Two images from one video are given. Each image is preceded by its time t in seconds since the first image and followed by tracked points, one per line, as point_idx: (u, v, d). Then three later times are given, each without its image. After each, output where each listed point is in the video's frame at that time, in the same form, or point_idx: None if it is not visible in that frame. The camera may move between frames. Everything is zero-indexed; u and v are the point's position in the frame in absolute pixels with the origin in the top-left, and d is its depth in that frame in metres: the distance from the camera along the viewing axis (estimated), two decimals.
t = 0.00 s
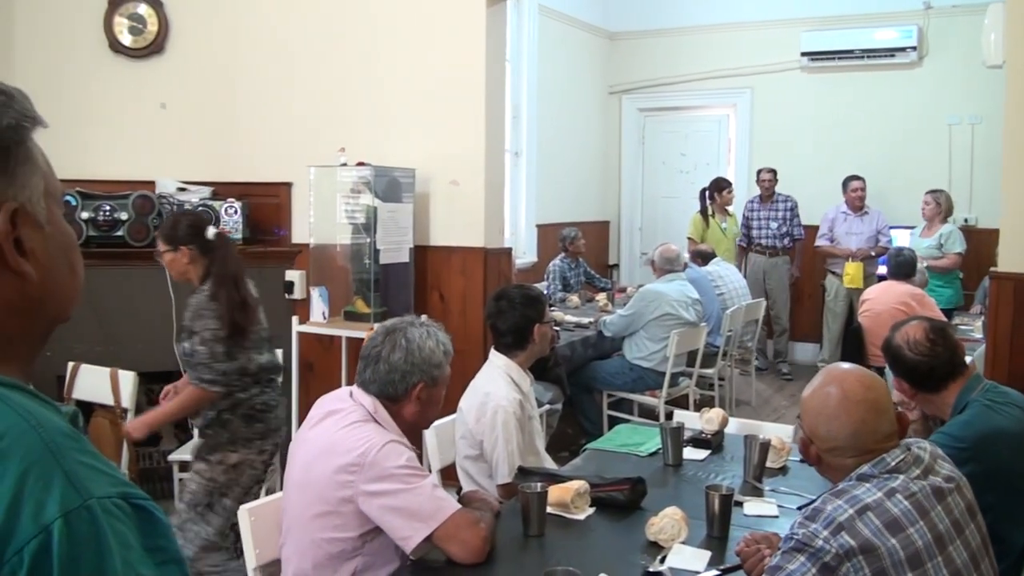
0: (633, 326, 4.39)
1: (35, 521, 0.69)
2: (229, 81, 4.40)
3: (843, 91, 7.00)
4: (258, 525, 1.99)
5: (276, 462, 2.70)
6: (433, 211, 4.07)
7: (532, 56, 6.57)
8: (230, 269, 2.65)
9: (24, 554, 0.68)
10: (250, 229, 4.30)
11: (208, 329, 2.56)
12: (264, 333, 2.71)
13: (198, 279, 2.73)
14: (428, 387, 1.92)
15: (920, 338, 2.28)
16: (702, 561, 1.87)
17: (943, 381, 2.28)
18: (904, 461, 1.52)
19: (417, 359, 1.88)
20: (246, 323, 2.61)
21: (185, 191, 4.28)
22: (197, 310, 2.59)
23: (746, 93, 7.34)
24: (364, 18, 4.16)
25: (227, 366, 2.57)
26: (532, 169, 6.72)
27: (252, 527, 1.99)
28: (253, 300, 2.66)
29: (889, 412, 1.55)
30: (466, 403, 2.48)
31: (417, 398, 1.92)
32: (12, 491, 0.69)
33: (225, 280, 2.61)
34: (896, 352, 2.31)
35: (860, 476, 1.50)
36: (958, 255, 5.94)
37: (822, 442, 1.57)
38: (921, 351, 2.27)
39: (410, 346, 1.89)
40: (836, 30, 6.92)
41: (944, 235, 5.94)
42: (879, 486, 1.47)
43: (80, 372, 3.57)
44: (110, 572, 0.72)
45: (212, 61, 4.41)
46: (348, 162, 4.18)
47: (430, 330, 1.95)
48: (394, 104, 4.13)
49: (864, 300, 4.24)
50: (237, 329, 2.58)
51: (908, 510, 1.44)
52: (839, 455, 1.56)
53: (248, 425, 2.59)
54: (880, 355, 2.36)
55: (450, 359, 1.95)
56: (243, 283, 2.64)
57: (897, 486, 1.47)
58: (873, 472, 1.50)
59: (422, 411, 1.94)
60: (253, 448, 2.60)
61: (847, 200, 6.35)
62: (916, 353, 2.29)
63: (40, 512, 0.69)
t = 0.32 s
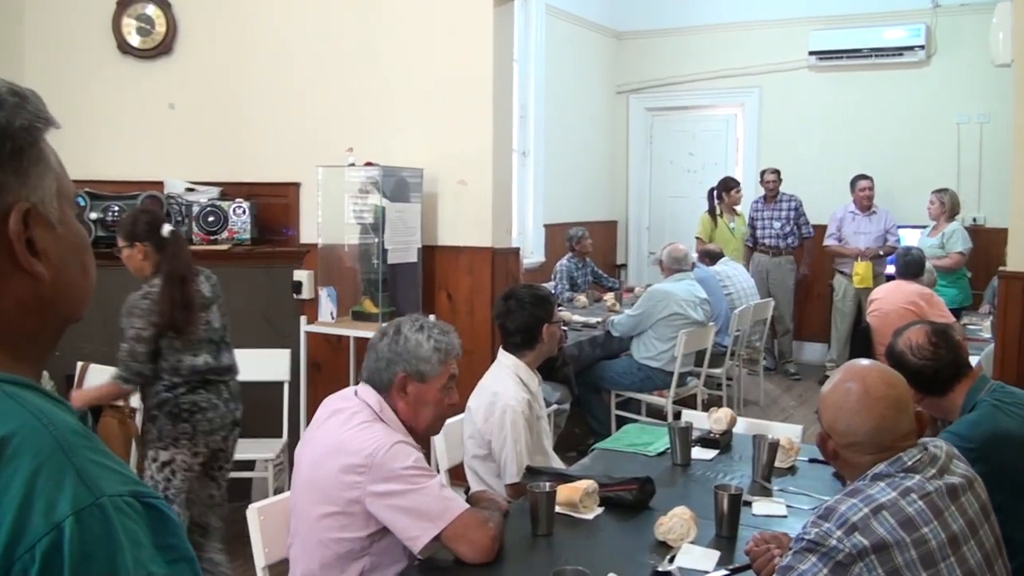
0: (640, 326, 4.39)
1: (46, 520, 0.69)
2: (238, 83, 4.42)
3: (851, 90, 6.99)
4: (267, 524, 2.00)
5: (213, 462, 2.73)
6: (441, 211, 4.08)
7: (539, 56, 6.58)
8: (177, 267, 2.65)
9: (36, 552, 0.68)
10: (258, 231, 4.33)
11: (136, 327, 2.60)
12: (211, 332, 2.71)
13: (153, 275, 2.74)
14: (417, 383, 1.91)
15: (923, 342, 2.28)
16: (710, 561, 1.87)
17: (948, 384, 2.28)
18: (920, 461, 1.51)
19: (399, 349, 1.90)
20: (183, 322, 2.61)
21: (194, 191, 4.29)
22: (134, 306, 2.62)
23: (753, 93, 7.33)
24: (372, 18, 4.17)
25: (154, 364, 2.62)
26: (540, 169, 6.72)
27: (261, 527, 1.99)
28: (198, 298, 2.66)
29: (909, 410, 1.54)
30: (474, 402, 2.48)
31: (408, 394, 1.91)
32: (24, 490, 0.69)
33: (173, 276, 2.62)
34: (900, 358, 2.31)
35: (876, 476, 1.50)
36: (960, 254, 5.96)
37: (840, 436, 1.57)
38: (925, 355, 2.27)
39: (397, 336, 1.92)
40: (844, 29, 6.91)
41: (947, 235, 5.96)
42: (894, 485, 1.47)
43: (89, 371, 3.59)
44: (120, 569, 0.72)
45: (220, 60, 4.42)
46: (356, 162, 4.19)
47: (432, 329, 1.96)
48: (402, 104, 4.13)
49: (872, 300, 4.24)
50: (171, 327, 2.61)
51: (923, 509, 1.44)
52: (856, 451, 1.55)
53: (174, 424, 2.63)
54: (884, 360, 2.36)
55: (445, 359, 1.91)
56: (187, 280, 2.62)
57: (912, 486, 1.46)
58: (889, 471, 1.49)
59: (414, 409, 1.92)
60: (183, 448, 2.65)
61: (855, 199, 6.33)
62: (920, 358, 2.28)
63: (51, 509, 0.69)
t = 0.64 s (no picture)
0: (647, 326, 4.39)
1: (55, 517, 0.69)
2: (243, 83, 4.43)
3: (856, 89, 6.97)
4: (274, 523, 2.00)
5: (185, 450, 3.10)
6: (447, 211, 4.09)
7: (544, 55, 6.57)
8: (149, 268, 2.88)
9: (45, 549, 0.68)
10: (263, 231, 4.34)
11: (106, 325, 2.93)
12: (178, 330, 3.02)
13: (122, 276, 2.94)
14: (406, 381, 1.92)
15: (930, 341, 2.28)
16: (716, 561, 1.87)
17: (955, 383, 2.27)
18: (928, 461, 1.51)
19: (390, 346, 1.94)
20: (151, 321, 2.92)
21: (200, 191, 4.30)
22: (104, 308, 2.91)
23: (759, 92, 7.32)
24: (378, 18, 4.18)
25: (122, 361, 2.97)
26: (544, 168, 6.71)
27: (268, 527, 2.00)
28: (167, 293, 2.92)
29: (918, 409, 1.54)
30: (481, 402, 2.48)
31: (402, 391, 1.93)
32: (34, 487, 0.69)
33: (144, 275, 2.87)
34: (908, 357, 2.31)
35: (882, 475, 1.50)
36: (963, 252, 5.96)
37: (847, 435, 1.56)
38: (932, 354, 2.27)
39: (389, 335, 1.96)
40: (849, 28, 6.90)
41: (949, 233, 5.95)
42: (901, 485, 1.46)
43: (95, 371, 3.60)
44: (128, 566, 0.72)
45: (226, 61, 4.43)
46: (362, 162, 4.20)
47: (429, 328, 1.96)
48: (408, 104, 4.14)
49: (879, 300, 4.23)
50: (141, 326, 2.93)
51: (929, 509, 1.43)
52: (863, 450, 1.55)
53: (144, 418, 2.99)
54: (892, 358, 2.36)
55: (434, 360, 1.90)
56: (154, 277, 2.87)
57: (919, 485, 1.46)
58: (896, 470, 1.50)
59: (405, 407, 1.93)
60: (153, 441, 3.01)
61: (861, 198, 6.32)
62: (927, 357, 2.28)
63: (60, 506, 0.70)
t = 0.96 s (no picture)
0: (650, 325, 4.39)
1: (57, 516, 0.69)
2: (246, 83, 4.43)
3: (860, 89, 6.96)
4: (276, 523, 2.00)
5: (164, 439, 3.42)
6: (449, 211, 4.09)
7: (547, 55, 6.57)
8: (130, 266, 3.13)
9: (48, 548, 0.69)
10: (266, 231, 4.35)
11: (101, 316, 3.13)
12: (159, 324, 3.32)
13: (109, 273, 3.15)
14: (401, 379, 1.93)
15: (929, 342, 2.28)
16: (719, 561, 1.87)
17: (955, 385, 2.27)
18: (927, 462, 1.51)
19: (388, 344, 1.95)
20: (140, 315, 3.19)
21: (203, 191, 4.31)
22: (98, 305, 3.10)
23: (762, 92, 7.32)
24: (380, 18, 4.18)
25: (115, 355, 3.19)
26: (547, 168, 6.71)
27: (270, 526, 2.00)
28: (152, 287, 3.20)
29: (915, 410, 1.54)
30: (484, 402, 2.48)
31: (397, 389, 1.93)
32: (36, 487, 0.70)
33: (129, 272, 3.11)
34: (907, 359, 2.30)
35: (882, 476, 1.50)
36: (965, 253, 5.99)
37: (845, 438, 1.57)
38: (932, 355, 2.26)
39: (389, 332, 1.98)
40: (853, 28, 6.89)
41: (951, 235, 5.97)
42: (901, 485, 1.46)
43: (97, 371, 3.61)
44: (131, 566, 0.72)
45: (229, 61, 4.43)
46: (365, 162, 4.20)
47: (426, 326, 1.96)
48: (410, 104, 4.14)
49: (882, 300, 4.23)
50: (132, 319, 3.18)
51: (929, 509, 1.43)
52: (862, 453, 1.56)
53: (135, 409, 3.26)
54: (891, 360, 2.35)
55: (428, 358, 1.90)
56: (143, 273, 3.15)
57: (918, 485, 1.46)
58: (895, 471, 1.50)
59: (400, 406, 1.93)
60: (143, 431, 3.30)
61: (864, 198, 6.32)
62: (927, 359, 2.27)
63: (64, 505, 0.70)
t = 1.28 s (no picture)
0: (651, 325, 4.39)
1: (60, 516, 0.69)
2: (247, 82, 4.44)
3: (860, 89, 6.96)
4: (276, 523, 2.00)
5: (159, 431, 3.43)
6: (450, 211, 4.09)
7: (549, 55, 6.58)
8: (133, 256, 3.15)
9: (50, 549, 0.69)
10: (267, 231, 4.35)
11: (126, 308, 3.10)
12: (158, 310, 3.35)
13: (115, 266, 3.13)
14: (418, 386, 1.92)
15: (922, 346, 2.27)
16: (720, 561, 1.87)
17: (948, 387, 2.26)
18: (927, 461, 1.51)
19: (398, 352, 1.92)
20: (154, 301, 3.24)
21: (204, 191, 4.32)
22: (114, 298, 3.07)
23: (763, 92, 7.32)
24: (382, 17, 4.18)
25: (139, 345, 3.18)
26: (549, 168, 6.71)
27: (270, 527, 2.00)
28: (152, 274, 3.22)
29: (915, 410, 1.54)
30: (484, 403, 2.48)
31: (409, 396, 1.93)
32: (39, 487, 0.70)
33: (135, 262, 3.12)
34: (900, 362, 2.29)
35: (882, 476, 1.50)
36: (966, 253, 6.00)
37: (845, 437, 1.57)
38: (925, 358, 2.26)
39: (398, 338, 1.94)
40: (854, 28, 6.89)
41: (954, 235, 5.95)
42: (901, 485, 1.46)
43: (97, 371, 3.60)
44: (133, 566, 0.72)
45: (230, 61, 4.43)
46: (366, 162, 4.20)
47: (434, 331, 1.95)
48: (411, 103, 4.14)
49: (884, 300, 4.23)
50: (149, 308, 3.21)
51: (929, 509, 1.43)
52: (862, 453, 1.56)
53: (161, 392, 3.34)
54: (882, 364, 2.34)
55: (447, 363, 1.92)
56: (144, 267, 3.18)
57: (918, 485, 1.46)
58: (895, 471, 1.50)
59: (417, 411, 1.94)
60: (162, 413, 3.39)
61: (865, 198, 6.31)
62: (920, 363, 2.26)
63: (65, 506, 0.70)
